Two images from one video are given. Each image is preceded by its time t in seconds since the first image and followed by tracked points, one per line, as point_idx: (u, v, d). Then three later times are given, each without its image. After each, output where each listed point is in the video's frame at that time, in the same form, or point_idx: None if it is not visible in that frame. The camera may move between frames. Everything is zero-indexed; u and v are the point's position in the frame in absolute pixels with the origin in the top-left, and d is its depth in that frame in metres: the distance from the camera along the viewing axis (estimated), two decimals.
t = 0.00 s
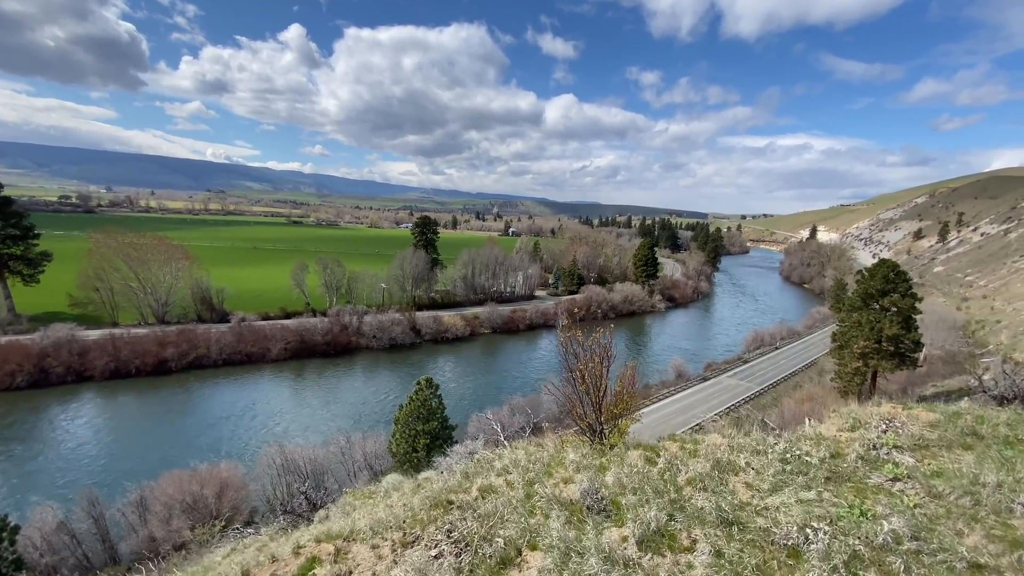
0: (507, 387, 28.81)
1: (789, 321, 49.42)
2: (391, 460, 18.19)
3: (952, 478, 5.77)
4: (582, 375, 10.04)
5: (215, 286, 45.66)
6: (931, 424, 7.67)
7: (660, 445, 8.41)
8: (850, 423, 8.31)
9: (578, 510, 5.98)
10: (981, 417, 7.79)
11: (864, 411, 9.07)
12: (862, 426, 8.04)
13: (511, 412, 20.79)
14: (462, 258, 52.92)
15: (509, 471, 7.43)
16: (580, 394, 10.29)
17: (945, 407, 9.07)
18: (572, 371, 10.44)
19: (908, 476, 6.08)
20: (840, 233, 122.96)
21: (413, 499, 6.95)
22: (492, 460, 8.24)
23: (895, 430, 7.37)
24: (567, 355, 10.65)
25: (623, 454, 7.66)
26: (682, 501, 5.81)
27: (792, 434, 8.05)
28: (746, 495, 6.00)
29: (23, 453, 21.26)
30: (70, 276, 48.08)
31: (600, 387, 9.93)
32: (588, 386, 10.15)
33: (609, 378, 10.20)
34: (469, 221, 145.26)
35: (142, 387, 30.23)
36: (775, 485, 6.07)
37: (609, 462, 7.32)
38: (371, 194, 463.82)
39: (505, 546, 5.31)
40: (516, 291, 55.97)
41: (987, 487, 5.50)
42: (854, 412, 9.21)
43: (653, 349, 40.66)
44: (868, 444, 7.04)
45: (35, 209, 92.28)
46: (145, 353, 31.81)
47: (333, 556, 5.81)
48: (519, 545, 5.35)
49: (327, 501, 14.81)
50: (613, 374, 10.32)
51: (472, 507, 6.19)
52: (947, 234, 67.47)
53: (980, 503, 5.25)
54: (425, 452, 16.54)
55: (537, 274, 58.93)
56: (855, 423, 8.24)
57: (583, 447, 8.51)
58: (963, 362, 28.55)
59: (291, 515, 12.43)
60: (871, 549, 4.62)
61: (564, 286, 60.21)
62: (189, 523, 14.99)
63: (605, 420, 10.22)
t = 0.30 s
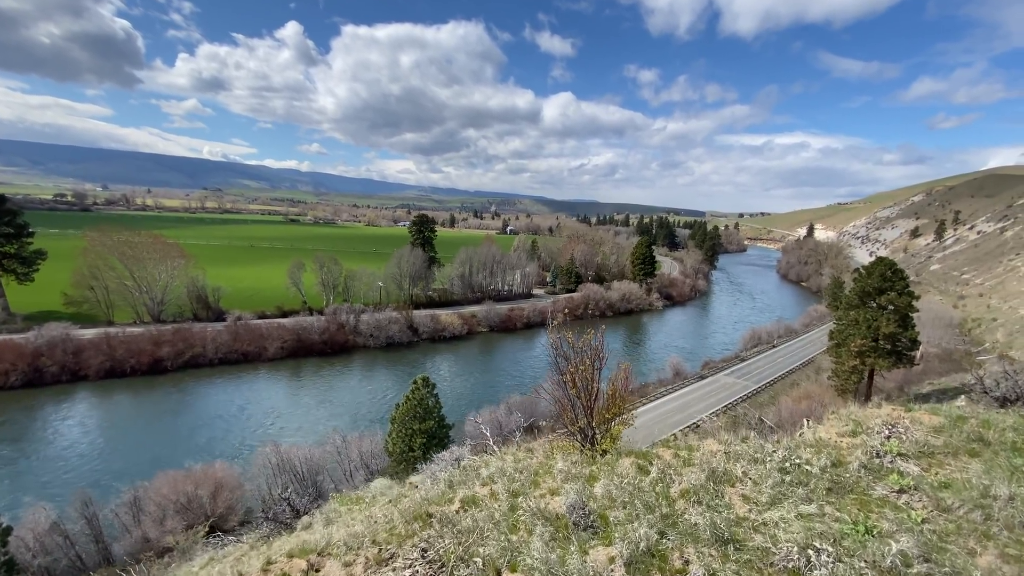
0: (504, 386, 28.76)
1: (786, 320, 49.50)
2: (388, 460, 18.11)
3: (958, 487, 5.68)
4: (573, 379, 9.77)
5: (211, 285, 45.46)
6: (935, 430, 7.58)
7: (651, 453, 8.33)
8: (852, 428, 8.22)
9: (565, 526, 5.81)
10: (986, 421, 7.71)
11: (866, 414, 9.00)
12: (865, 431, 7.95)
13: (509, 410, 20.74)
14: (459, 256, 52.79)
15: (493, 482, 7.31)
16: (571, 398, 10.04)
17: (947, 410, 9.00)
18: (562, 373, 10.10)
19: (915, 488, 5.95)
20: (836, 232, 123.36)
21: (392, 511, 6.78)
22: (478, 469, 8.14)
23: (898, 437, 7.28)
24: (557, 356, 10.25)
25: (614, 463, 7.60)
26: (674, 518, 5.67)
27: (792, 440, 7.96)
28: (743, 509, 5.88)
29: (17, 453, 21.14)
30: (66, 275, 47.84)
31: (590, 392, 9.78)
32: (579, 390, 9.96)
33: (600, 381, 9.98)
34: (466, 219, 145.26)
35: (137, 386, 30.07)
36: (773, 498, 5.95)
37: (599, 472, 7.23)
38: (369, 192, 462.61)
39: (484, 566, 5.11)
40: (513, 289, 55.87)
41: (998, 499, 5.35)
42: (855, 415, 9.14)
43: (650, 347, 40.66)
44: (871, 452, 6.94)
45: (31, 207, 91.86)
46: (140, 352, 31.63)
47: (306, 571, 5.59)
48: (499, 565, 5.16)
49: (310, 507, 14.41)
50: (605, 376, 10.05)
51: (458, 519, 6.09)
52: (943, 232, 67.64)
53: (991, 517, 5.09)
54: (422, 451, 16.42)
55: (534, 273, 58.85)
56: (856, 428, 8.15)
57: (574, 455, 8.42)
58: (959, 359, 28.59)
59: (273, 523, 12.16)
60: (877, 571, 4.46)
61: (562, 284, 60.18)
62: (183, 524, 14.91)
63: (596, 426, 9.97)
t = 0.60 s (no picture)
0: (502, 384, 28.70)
1: (783, 318, 49.62)
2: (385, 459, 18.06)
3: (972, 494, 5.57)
4: (565, 380, 9.52)
5: (206, 284, 45.19)
6: (946, 432, 7.47)
7: (650, 457, 8.22)
8: (860, 431, 8.12)
9: (553, 540, 5.59)
10: (996, 424, 7.62)
11: (871, 415, 8.92)
12: (871, 435, 7.86)
13: (507, 408, 20.72)
14: (456, 255, 52.67)
15: (480, 490, 7.14)
16: (563, 400, 9.80)
17: (953, 410, 8.91)
18: (554, 374, 9.82)
19: (931, 498, 5.78)
20: (832, 230, 123.72)
21: (371, 520, 6.65)
22: (466, 474, 8.03)
23: (908, 441, 7.19)
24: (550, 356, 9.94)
25: (610, 469, 7.52)
26: (674, 533, 5.48)
27: (797, 444, 7.85)
28: (749, 521, 5.70)
29: (10, 453, 20.96)
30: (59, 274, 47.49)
31: (583, 394, 9.58)
32: (571, 391, 9.69)
33: (593, 383, 9.78)
34: (463, 218, 144.89)
35: (130, 386, 29.84)
36: (778, 510, 5.80)
37: (593, 480, 7.11)
38: (366, 190, 461.46)
39: None
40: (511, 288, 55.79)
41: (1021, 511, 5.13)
42: (860, 416, 9.06)
43: (647, 346, 40.64)
44: (881, 458, 6.82)
45: (24, 205, 91.26)
46: (134, 351, 31.41)
47: None
48: None
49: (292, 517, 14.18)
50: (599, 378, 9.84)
51: (437, 533, 5.90)
52: (938, 231, 67.87)
53: (1016, 532, 4.89)
54: (418, 450, 16.34)
55: (531, 271, 58.78)
56: (863, 431, 8.05)
57: (568, 460, 8.32)
58: (956, 357, 28.68)
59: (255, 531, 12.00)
60: None
61: (559, 283, 60.17)
62: (176, 524, 14.82)
63: (590, 428, 9.76)
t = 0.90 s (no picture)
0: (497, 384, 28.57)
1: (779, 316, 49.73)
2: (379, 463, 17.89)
3: (987, 512, 5.24)
4: (555, 390, 9.24)
5: (201, 283, 44.93)
6: (955, 442, 7.18)
7: (644, 472, 8.04)
8: (864, 441, 7.85)
9: (537, 570, 5.34)
10: (1005, 432, 7.34)
11: (874, 423, 8.68)
12: (877, 447, 7.58)
13: (501, 408, 20.56)
14: (452, 254, 52.50)
15: (463, 510, 6.94)
16: (554, 410, 9.53)
17: (955, 416, 8.71)
18: (543, 381, 9.47)
19: (947, 522, 5.34)
20: (828, 228, 124.19)
21: (350, 539, 6.66)
22: (450, 490, 7.92)
23: (917, 455, 6.80)
24: (539, 362, 9.52)
25: (604, 486, 7.34)
26: (671, 565, 5.25)
27: (799, 458, 7.61)
28: (750, 551, 5.47)
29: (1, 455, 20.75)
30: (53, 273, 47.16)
31: (574, 405, 9.33)
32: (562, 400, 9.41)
33: (585, 392, 9.50)
34: (460, 217, 144.64)
35: (124, 386, 29.57)
36: (782, 538, 5.55)
37: (583, 500, 6.93)
38: (362, 189, 460.02)
39: None
40: (507, 287, 55.67)
41: None
42: (864, 424, 8.81)
43: (643, 345, 40.61)
44: (889, 475, 6.49)
45: (18, 203, 90.66)
46: (127, 351, 31.14)
47: None
48: None
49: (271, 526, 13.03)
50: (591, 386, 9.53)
51: (417, 560, 5.70)
52: (933, 230, 68.08)
53: None
54: (414, 451, 16.31)
55: (528, 270, 58.67)
56: (869, 441, 7.76)
57: (556, 475, 8.21)
58: (951, 356, 28.71)
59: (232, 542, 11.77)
60: None
61: (556, 281, 60.11)
62: (169, 527, 14.71)
63: (582, 439, 9.54)
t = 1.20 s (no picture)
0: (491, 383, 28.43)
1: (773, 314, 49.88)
2: (373, 463, 17.75)
3: (1001, 529, 4.95)
4: (541, 396, 8.96)
5: (194, 282, 44.60)
6: (961, 450, 7.01)
7: (632, 482, 7.89)
8: (867, 448, 7.67)
9: None
10: (1011, 438, 7.21)
11: (874, 426, 8.53)
12: (879, 455, 7.40)
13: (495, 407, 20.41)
14: (448, 253, 52.34)
15: (438, 525, 6.75)
16: (541, 416, 9.27)
17: (956, 419, 8.60)
18: (531, 386, 9.15)
19: (957, 539, 4.97)
20: (822, 228, 124.73)
21: (331, 550, 6.72)
22: (427, 501, 7.82)
23: (923, 463, 6.61)
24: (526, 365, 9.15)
25: (592, 500, 7.17)
26: None
27: (798, 466, 7.41)
28: (746, 572, 5.15)
29: None
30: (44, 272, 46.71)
31: (563, 411, 9.05)
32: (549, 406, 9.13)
33: (574, 397, 9.18)
34: (455, 216, 144.11)
35: (116, 386, 29.30)
36: (782, 559, 5.18)
37: (568, 515, 6.75)
38: (358, 188, 458.55)
39: None
40: (503, 286, 55.52)
41: None
42: (865, 428, 8.66)
43: (638, 343, 40.60)
44: (895, 487, 6.22)
45: (9, 203, 89.70)
46: (119, 351, 30.85)
47: None
48: None
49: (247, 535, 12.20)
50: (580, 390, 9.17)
51: None
52: (926, 229, 68.40)
53: None
54: (408, 451, 16.24)
55: (524, 269, 58.55)
56: (871, 449, 7.59)
57: (538, 487, 8.08)
58: (944, 353, 28.83)
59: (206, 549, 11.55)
60: None
61: (551, 280, 60.03)
62: (160, 529, 14.54)
63: (570, 449, 9.26)
